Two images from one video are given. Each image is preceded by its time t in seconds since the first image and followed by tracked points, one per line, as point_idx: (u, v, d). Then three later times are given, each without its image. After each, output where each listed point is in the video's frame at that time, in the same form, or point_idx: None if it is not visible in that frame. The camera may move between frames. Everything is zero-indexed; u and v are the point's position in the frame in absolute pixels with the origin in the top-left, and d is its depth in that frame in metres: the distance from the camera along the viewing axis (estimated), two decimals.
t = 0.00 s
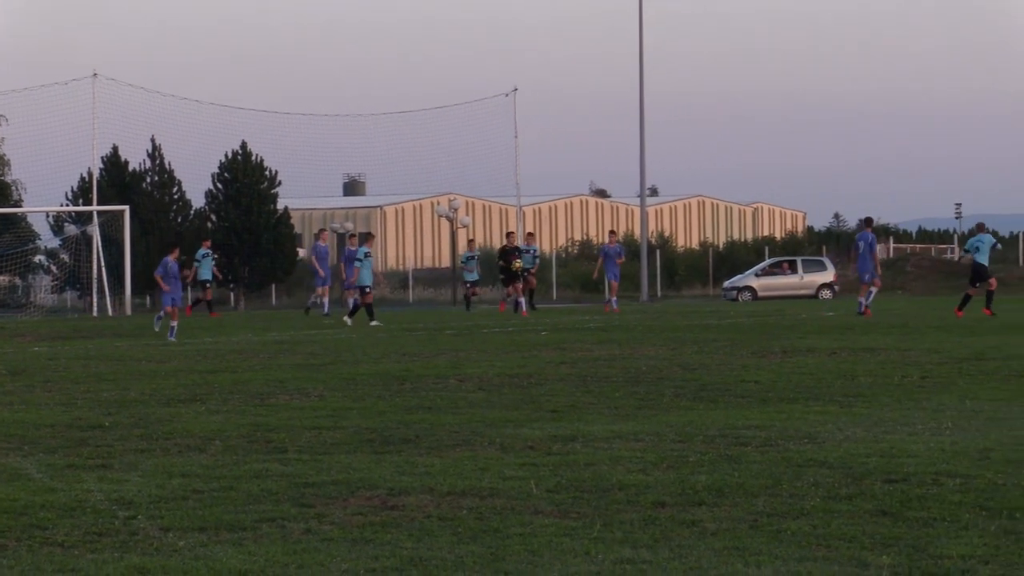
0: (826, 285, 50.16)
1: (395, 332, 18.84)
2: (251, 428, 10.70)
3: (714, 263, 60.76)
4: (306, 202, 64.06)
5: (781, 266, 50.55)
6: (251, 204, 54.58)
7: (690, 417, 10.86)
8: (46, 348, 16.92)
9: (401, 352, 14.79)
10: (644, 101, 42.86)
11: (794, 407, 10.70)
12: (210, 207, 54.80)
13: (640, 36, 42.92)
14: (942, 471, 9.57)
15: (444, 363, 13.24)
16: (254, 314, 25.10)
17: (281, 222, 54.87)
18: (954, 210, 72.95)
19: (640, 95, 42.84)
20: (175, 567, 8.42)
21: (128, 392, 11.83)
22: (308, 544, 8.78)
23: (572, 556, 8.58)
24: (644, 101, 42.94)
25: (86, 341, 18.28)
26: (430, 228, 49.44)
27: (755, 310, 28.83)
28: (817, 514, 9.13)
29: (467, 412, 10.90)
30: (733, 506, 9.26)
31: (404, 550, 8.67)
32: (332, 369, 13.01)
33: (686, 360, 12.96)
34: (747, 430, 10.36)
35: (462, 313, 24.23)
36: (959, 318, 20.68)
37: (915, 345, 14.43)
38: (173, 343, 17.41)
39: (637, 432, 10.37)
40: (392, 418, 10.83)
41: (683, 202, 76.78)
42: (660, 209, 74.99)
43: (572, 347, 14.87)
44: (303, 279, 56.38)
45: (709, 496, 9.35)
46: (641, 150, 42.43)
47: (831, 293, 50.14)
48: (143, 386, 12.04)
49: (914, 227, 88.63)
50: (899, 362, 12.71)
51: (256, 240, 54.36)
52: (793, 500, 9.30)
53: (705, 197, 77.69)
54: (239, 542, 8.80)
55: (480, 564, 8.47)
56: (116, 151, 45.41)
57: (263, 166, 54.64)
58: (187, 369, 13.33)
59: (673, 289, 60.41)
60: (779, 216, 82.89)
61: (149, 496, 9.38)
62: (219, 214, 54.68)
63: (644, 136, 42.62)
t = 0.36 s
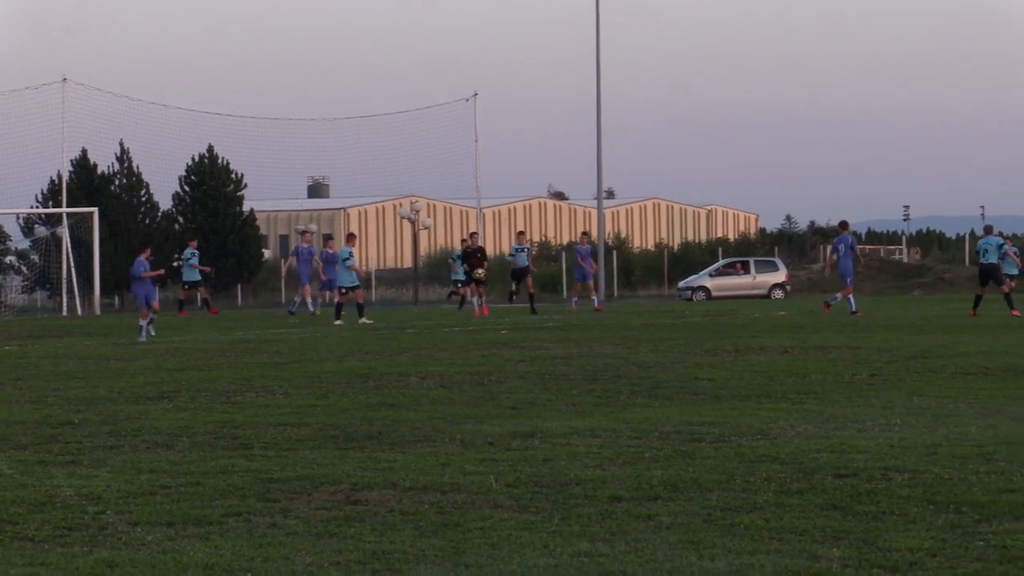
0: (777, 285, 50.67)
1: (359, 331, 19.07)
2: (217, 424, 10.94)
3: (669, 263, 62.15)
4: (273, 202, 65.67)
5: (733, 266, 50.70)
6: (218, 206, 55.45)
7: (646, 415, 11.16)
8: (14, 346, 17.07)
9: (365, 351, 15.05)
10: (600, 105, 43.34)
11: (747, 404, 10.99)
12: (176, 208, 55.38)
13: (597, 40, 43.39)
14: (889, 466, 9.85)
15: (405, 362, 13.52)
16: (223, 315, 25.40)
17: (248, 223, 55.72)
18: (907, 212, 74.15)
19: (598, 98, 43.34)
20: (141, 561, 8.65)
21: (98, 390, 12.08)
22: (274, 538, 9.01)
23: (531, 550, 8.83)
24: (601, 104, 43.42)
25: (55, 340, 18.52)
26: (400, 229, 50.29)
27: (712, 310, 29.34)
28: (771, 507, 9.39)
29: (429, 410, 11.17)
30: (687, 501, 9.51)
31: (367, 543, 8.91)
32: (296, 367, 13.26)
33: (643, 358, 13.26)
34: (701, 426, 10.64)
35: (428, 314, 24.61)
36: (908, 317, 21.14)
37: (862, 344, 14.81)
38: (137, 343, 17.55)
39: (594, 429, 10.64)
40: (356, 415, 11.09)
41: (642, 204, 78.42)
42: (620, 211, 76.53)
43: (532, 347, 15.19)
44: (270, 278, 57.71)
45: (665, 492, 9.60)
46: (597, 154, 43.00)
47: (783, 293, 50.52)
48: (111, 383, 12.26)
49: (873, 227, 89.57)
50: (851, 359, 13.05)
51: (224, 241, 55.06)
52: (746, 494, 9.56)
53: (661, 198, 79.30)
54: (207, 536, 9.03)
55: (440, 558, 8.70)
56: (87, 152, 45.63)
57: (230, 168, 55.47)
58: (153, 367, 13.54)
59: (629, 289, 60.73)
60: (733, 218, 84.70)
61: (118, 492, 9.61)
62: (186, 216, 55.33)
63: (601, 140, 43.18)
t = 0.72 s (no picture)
0: (742, 285, 53.38)
1: (333, 329, 19.38)
2: (197, 420, 11.25)
3: (635, 265, 63.43)
4: (249, 205, 66.15)
5: (698, 267, 53.28)
6: (198, 210, 57.14)
7: (613, 411, 11.51)
8: None
9: (342, 349, 15.37)
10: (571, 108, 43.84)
11: (712, 401, 11.33)
12: (158, 210, 56.93)
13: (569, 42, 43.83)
14: (849, 460, 10.18)
15: (380, 359, 13.85)
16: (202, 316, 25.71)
17: (228, 225, 57.39)
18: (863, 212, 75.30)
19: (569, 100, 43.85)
20: (123, 553, 8.95)
21: (81, 386, 12.37)
22: (253, 530, 9.31)
23: (502, 542, 9.14)
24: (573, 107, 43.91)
25: (33, 338, 18.76)
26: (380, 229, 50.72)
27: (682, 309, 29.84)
28: (734, 500, 9.71)
29: (402, 406, 11.50)
30: (653, 494, 9.82)
31: (343, 535, 9.20)
32: (273, 364, 13.56)
33: (612, 355, 13.61)
34: (666, 421, 10.99)
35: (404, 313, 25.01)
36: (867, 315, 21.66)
37: (822, 341, 15.25)
38: (114, 341, 17.76)
39: (563, 425, 10.98)
40: (332, 411, 11.41)
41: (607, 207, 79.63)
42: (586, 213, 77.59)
43: (503, 344, 15.53)
44: (251, 278, 58.42)
45: (632, 485, 9.92)
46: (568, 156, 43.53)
47: (745, 293, 53.37)
48: (95, 381, 12.55)
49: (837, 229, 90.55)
50: (815, 356, 13.44)
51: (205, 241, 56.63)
52: (711, 487, 9.88)
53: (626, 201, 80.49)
54: (187, 529, 9.33)
55: (414, 550, 9.01)
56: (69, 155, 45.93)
57: (210, 173, 57.16)
58: (134, 365, 13.81)
59: (597, 289, 62.55)
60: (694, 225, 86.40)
61: (100, 486, 9.91)
62: (168, 219, 56.81)
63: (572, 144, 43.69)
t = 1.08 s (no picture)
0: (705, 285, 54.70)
1: (305, 328, 19.71)
2: (179, 416, 11.55)
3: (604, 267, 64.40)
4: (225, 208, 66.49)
5: (663, 267, 54.49)
6: (178, 212, 57.52)
7: (581, 407, 11.85)
8: None
9: (319, 347, 15.71)
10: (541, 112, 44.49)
11: (677, 397, 11.67)
12: (139, 213, 57.60)
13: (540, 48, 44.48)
14: (809, 455, 10.52)
15: (355, 357, 14.18)
16: (180, 316, 26.02)
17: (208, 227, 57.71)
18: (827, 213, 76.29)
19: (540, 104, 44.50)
20: (104, 546, 9.25)
21: (64, 383, 12.66)
22: (231, 523, 9.62)
23: (474, 534, 9.44)
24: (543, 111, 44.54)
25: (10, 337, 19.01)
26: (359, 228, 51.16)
27: (651, 308, 30.43)
28: (698, 493, 10.03)
29: (377, 403, 11.83)
30: (620, 487, 10.15)
31: (319, 528, 9.51)
32: (251, 362, 13.87)
33: (580, 353, 13.97)
34: (633, 417, 11.33)
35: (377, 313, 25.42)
36: (825, 315, 22.18)
37: (781, 340, 15.68)
38: (91, 340, 18.00)
39: (533, 420, 11.31)
40: (309, 407, 11.73)
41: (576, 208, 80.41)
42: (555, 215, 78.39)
43: (473, 343, 15.90)
44: (228, 278, 58.70)
45: (599, 478, 10.24)
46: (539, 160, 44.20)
47: (708, 292, 54.72)
48: (76, 378, 12.83)
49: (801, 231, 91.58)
50: (776, 355, 13.81)
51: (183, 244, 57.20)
52: (675, 481, 10.21)
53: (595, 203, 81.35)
54: (167, 522, 9.63)
55: (388, 541, 9.32)
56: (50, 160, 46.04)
57: (190, 176, 57.48)
58: (114, 363, 14.10)
59: (566, 289, 63.62)
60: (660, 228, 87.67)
61: (83, 480, 10.21)
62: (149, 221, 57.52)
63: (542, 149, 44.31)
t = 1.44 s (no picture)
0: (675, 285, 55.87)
1: (287, 326, 20.17)
2: (170, 410, 11.98)
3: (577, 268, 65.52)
4: (214, 210, 67.33)
5: (634, 267, 55.63)
6: (169, 214, 58.51)
7: (556, 401, 12.31)
8: None
9: (306, 343, 16.22)
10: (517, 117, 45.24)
11: (648, 390, 12.15)
12: (131, 216, 58.58)
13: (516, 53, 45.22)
14: (775, 447, 10.97)
15: (339, 353, 14.63)
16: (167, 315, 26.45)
17: (197, 228, 58.49)
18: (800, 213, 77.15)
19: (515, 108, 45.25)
20: (99, 535, 9.67)
21: (58, 378, 13.08)
22: (219, 513, 10.05)
23: (452, 523, 9.87)
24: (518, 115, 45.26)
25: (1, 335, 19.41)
26: (341, 225, 51.71)
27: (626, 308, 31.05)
28: (667, 485, 10.47)
29: (361, 397, 12.27)
30: (593, 479, 10.59)
31: (305, 517, 9.94)
32: (239, 358, 14.31)
33: (555, 350, 14.45)
34: (605, 412, 11.79)
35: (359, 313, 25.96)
36: (790, 313, 22.89)
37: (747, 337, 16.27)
38: (83, 337, 18.47)
39: (508, 414, 11.76)
40: (294, 402, 12.16)
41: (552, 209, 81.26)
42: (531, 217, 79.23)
43: (453, 340, 16.37)
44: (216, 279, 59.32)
45: (572, 470, 10.69)
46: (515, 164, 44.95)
47: (677, 292, 55.81)
48: (72, 374, 13.27)
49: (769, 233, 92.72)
50: (745, 351, 14.34)
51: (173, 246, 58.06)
52: (645, 472, 10.66)
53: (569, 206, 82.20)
54: (158, 512, 10.05)
55: (371, 530, 9.75)
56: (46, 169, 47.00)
57: (181, 180, 58.47)
58: (110, 359, 14.57)
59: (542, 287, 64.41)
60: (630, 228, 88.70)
61: (78, 472, 10.64)
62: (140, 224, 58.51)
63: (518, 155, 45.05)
